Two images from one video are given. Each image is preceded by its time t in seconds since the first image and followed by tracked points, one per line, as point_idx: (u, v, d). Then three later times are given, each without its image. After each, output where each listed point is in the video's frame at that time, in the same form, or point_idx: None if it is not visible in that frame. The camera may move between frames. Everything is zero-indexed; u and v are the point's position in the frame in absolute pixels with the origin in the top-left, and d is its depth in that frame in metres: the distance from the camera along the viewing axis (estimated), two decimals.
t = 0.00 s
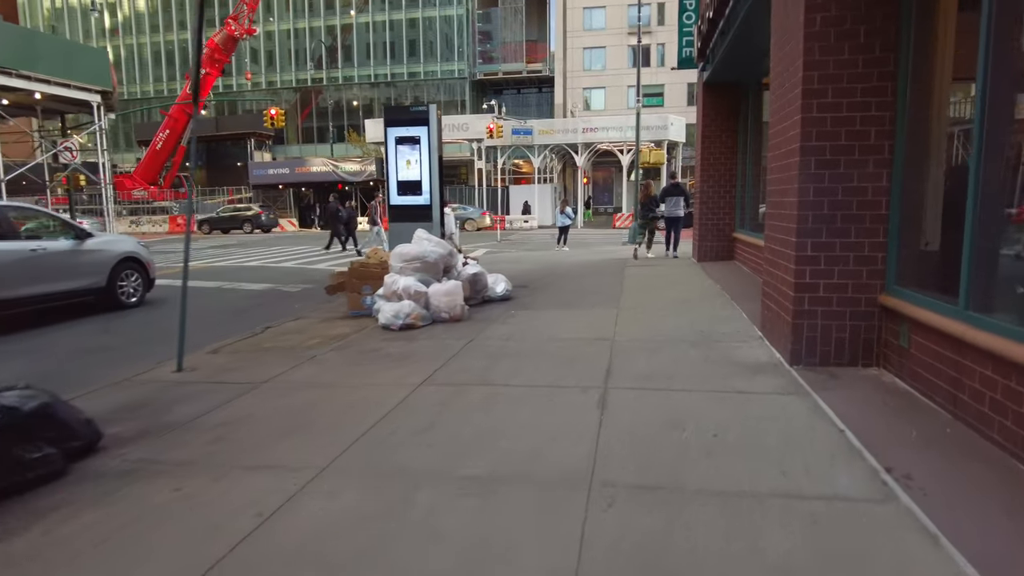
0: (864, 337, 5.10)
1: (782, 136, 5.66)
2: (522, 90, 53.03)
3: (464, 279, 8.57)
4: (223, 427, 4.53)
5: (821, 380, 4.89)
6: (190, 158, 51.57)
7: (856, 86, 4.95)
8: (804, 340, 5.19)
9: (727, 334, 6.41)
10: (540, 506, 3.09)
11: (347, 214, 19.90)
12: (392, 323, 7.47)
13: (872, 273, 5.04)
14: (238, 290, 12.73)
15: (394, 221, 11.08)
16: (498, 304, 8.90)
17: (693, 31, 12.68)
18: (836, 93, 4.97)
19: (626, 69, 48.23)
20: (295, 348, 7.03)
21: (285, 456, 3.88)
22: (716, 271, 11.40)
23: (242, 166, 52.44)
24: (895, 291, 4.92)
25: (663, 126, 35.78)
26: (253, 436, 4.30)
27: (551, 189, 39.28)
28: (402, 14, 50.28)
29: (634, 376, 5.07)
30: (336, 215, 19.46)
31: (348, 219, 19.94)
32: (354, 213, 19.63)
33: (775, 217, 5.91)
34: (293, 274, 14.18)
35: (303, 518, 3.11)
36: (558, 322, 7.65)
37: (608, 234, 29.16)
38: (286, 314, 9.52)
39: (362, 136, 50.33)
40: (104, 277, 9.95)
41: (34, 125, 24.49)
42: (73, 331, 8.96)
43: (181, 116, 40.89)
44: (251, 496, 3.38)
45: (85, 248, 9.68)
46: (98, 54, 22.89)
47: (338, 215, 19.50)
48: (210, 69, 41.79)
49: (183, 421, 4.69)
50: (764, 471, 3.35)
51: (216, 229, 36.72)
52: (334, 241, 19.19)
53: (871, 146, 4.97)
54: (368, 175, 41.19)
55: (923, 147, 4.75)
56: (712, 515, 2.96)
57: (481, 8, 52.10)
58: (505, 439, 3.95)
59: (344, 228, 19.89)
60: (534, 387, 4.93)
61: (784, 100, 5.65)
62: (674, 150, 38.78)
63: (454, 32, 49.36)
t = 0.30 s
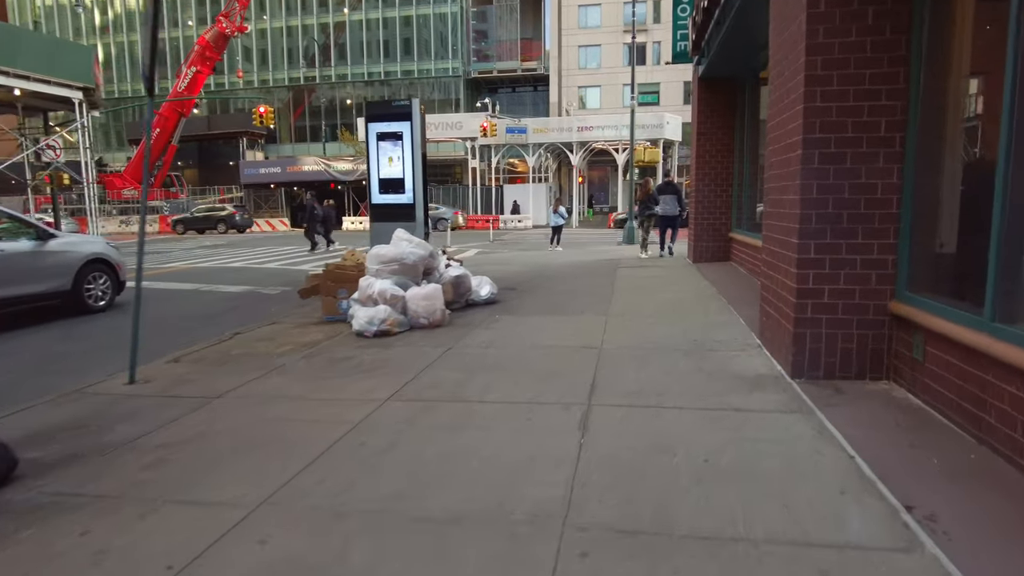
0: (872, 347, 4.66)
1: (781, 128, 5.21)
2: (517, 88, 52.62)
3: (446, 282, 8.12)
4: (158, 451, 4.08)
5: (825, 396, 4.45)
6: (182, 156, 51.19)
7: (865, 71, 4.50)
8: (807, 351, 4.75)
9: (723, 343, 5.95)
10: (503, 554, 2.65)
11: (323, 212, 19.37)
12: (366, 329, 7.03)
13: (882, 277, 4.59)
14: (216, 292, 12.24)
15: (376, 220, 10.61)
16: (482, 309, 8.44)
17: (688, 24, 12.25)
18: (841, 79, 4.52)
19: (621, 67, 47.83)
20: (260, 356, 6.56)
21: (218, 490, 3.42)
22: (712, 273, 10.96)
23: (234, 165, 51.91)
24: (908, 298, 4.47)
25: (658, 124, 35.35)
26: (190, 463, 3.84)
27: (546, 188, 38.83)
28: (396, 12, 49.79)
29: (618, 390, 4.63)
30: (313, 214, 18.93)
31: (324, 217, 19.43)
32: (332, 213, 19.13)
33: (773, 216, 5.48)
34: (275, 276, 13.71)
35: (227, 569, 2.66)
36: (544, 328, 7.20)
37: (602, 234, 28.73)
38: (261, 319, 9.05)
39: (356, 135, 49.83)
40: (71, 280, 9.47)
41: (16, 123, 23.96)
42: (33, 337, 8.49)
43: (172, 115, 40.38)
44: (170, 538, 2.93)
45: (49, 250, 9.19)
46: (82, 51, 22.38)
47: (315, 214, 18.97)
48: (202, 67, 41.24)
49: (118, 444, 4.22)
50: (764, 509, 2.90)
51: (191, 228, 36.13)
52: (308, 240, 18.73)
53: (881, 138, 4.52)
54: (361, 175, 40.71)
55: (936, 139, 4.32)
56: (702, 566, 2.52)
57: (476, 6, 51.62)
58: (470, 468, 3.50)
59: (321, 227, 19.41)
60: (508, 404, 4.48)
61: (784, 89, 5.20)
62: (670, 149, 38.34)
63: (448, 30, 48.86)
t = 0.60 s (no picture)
0: (884, 369, 4.20)
1: (783, 127, 4.76)
2: (511, 88, 52.21)
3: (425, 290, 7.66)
4: (77, 493, 3.62)
5: (832, 423, 4.00)
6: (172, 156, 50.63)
7: (877, 63, 4.04)
8: (811, 373, 4.29)
9: (717, 360, 5.50)
10: None
11: (299, 215, 18.98)
12: (336, 342, 6.56)
13: (894, 292, 4.14)
14: (190, 298, 11.74)
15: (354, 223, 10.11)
16: (463, 318, 7.98)
17: (682, 19, 11.79)
18: (850, 72, 4.07)
19: (616, 66, 47.45)
20: (219, 374, 6.10)
21: (138, 550, 2.99)
22: (706, 278, 10.52)
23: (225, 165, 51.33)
24: (923, 314, 4.01)
25: (654, 124, 34.96)
26: (111, 509, 3.40)
27: (540, 189, 38.39)
28: (389, 10, 49.29)
29: (599, 418, 4.19)
30: (288, 217, 18.53)
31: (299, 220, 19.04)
32: (308, 216, 18.80)
33: (773, 223, 5.02)
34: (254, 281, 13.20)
35: None
36: (526, 340, 6.76)
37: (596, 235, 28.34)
38: (231, 328, 8.58)
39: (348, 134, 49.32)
40: (31, 288, 9.00)
41: None
42: None
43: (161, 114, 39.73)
44: None
45: (6, 256, 8.71)
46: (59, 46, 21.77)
47: (291, 216, 18.56)
48: (191, 66, 40.59)
49: (34, 485, 3.76)
50: None
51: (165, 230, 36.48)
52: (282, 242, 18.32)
53: (894, 137, 4.06)
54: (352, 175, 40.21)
55: (955, 139, 3.87)
56: None
57: (469, 4, 51.14)
58: (424, 525, 3.06)
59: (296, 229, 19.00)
60: (477, 434, 4.03)
61: (786, 84, 4.75)
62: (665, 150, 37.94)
63: (441, 28, 48.39)
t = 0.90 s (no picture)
0: (897, 388, 3.72)
1: (782, 117, 4.26)
2: (504, 86, 51.68)
3: (400, 295, 7.18)
4: None
5: (837, 450, 3.53)
6: (160, 154, 49.99)
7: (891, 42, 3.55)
8: (814, 392, 3.82)
9: (709, 374, 5.02)
10: None
11: (272, 214, 18.81)
12: (298, 352, 6.08)
13: (908, 301, 3.66)
14: (161, 301, 11.23)
15: (330, 224, 9.63)
16: (440, 324, 7.49)
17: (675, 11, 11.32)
18: (858, 52, 3.58)
19: (609, 64, 46.96)
20: (167, 389, 5.60)
21: None
22: (699, 281, 10.06)
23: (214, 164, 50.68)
24: (942, 327, 3.53)
25: (648, 123, 34.50)
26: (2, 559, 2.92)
27: (533, 188, 37.91)
28: (380, 7, 48.71)
29: (575, 444, 3.72)
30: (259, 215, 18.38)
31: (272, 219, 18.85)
32: (280, 214, 18.56)
33: (771, 223, 4.53)
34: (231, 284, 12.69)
35: None
36: (505, 348, 6.29)
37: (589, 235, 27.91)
38: (195, 335, 8.09)
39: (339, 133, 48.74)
40: None
41: None
42: None
43: (149, 112, 39.10)
44: None
45: None
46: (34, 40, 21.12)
47: (262, 215, 18.39)
48: (179, 63, 39.91)
49: None
50: None
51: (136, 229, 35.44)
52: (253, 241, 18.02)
53: (910, 126, 3.57)
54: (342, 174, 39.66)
55: (979, 128, 3.38)
56: None
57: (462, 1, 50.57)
58: None
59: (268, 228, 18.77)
60: (434, 465, 3.55)
61: (785, 69, 4.25)
62: (659, 148, 37.48)
63: (433, 25, 47.82)
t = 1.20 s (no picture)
0: (925, 420, 3.26)
1: (793, 112, 3.80)
2: (501, 85, 51.20)
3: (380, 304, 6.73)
4: None
5: (859, 495, 3.06)
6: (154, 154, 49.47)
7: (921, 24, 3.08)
8: (831, 425, 3.35)
9: (711, 397, 4.55)
10: None
11: (248, 215, 18.51)
12: (265, 369, 5.61)
13: (939, 322, 3.19)
14: (138, 307, 10.74)
15: (310, 227, 9.16)
16: (423, 335, 7.01)
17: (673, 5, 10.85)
18: (884, 37, 3.10)
19: (606, 63, 46.52)
20: (119, 410, 5.13)
21: None
22: (699, 286, 9.60)
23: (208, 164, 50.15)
24: (979, 352, 3.07)
25: (645, 122, 34.02)
26: None
27: (529, 188, 37.43)
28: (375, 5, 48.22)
29: (559, 486, 3.26)
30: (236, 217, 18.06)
31: (249, 220, 18.55)
32: (257, 214, 18.27)
33: (780, 231, 4.06)
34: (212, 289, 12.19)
35: None
36: (490, 362, 5.82)
37: (587, 236, 27.44)
38: (165, 346, 7.61)
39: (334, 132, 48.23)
40: None
41: None
42: None
43: (141, 112, 38.57)
44: None
45: None
46: (15, 37, 20.53)
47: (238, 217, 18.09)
48: (172, 62, 39.32)
49: None
50: None
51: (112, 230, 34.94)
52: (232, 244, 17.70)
53: (943, 121, 3.10)
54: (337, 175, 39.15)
55: None
56: None
57: None
58: None
59: (246, 230, 18.45)
60: (396, 513, 3.09)
61: (796, 58, 3.78)
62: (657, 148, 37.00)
63: (428, 23, 47.34)
